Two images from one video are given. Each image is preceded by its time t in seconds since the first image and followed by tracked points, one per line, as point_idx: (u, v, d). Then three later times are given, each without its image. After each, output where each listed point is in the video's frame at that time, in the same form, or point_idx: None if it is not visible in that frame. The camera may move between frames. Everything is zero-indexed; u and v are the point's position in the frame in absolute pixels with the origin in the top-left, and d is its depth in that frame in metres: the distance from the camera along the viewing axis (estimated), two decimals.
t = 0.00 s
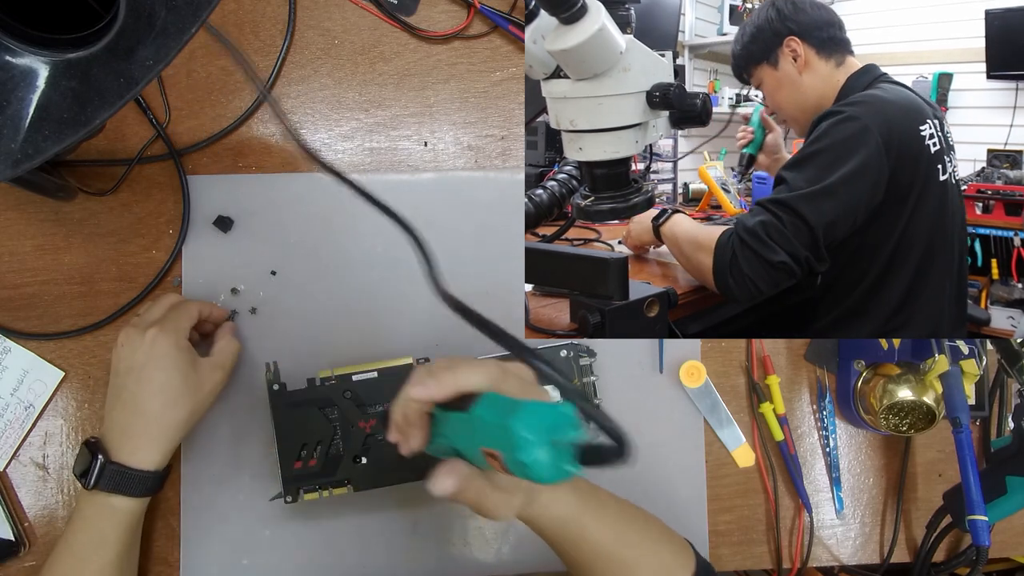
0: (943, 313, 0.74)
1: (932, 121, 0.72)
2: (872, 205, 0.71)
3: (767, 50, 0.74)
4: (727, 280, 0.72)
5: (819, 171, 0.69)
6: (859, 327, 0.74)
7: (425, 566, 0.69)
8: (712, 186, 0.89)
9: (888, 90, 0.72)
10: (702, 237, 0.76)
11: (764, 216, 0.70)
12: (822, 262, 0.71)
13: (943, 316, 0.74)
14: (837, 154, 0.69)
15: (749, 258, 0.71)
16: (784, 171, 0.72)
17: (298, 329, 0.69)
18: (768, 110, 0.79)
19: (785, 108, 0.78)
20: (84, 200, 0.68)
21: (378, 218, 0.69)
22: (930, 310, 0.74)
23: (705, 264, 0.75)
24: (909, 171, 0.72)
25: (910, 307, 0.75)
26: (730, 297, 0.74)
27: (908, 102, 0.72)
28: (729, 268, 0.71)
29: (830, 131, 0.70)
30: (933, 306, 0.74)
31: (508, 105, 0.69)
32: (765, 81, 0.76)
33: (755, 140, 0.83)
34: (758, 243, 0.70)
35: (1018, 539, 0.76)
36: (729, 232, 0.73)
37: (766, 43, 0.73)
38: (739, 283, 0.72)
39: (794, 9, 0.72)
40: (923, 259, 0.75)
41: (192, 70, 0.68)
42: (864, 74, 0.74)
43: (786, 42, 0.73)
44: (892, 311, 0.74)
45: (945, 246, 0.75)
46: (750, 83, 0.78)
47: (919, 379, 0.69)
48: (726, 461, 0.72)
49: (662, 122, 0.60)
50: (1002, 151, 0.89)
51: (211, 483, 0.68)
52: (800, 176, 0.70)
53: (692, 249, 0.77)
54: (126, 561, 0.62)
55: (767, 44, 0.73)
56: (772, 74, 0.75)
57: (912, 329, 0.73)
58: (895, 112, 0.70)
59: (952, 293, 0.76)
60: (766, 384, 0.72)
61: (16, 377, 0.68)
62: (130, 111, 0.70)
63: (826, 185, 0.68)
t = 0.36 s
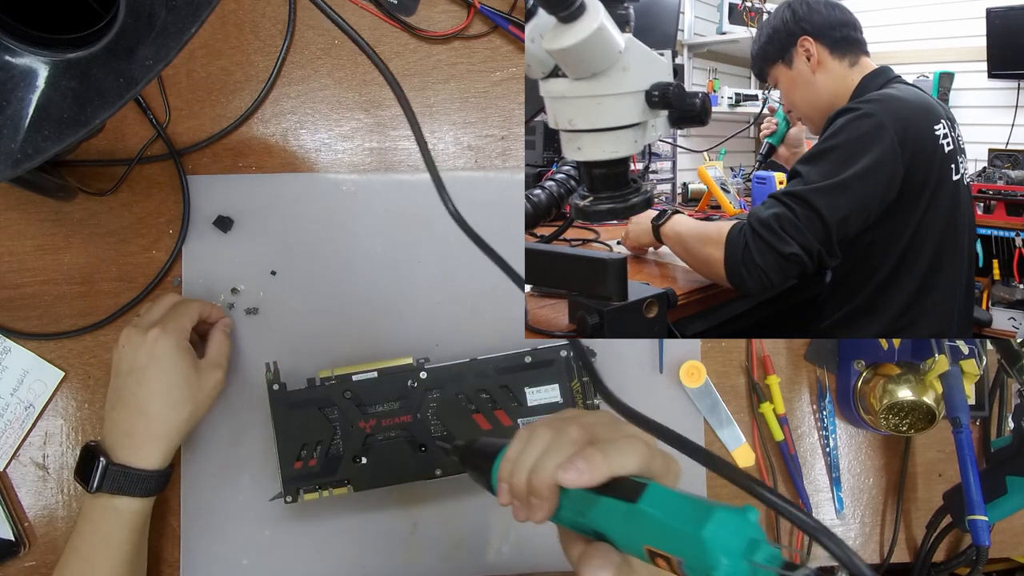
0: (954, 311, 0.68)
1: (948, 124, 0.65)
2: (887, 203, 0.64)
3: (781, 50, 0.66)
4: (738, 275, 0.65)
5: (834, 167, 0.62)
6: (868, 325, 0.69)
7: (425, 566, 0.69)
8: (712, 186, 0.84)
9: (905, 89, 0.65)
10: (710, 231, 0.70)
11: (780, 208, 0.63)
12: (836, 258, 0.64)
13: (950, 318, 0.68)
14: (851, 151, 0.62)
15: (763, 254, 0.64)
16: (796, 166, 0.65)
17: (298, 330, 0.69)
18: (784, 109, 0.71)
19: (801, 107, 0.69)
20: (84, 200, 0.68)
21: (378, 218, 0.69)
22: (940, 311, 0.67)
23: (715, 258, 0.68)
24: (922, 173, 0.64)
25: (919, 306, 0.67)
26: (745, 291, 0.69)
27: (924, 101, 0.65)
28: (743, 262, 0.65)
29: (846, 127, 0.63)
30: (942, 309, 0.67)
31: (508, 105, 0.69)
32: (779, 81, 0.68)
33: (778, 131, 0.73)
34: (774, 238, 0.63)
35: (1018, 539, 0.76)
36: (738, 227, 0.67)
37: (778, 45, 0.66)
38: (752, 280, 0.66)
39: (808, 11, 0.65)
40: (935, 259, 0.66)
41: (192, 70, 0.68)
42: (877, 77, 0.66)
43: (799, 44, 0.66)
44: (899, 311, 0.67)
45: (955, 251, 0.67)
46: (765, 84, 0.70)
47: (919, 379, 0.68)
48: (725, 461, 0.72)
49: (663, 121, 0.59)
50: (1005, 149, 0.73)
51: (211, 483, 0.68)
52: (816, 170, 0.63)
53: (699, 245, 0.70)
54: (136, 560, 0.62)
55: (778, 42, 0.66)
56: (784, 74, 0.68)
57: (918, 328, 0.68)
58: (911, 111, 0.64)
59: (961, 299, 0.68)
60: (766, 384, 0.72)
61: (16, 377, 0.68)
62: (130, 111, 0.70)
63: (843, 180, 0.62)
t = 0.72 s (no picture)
0: (951, 312, 0.65)
1: (949, 122, 0.64)
2: (887, 200, 0.62)
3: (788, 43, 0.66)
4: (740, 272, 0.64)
5: (834, 163, 0.62)
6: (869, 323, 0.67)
7: (425, 566, 0.69)
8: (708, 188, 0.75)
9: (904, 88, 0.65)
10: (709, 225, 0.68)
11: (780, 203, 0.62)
12: (836, 254, 0.63)
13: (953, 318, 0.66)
14: (849, 148, 0.62)
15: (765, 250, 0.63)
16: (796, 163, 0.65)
17: (298, 330, 0.69)
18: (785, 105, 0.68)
19: (802, 103, 0.67)
20: (84, 200, 0.68)
21: (377, 218, 0.69)
22: (940, 309, 0.65)
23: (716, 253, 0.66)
24: (924, 170, 0.63)
25: (919, 305, 0.65)
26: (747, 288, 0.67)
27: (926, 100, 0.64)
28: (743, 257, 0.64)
29: (844, 125, 0.63)
30: (943, 309, 0.65)
31: (508, 105, 0.69)
32: (784, 73, 0.67)
33: (781, 134, 0.69)
34: (775, 234, 0.62)
35: (1018, 539, 0.76)
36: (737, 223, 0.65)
37: (788, 38, 0.65)
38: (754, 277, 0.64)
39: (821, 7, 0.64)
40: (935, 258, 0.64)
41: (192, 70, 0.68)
42: (878, 77, 0.65)
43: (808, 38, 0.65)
44: (897, 309, 0.65)
45: (955, 250, 0.64)
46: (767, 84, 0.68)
47: (919, 379, 0.69)
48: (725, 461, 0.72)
49: (662, 121, 0.59)
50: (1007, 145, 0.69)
51: (211, 483, 0.68)
52: (817, 165, 0.62)
53: (701, 239, 0.68)
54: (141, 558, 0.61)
55: (788, 34, 0.66)
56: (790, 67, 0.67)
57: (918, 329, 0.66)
58: (912, 109, 0.63)
59: (965, 298, 0.66)
60: (766, 384, 0.73)
61: (16, 377, 0.68)
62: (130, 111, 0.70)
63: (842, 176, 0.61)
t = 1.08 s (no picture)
0: (950, 313, 0.65)
1: (946, 120, 0.64)
2: (887, 201, 0.62)
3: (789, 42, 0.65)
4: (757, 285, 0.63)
5: (835, 166, 0.62)
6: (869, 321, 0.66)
7: (426, 566, 0.69)
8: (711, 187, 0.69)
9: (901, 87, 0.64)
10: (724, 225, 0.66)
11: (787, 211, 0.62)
12: (844, 259, 0.62)
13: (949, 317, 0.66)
14: (848, 149, 0.62)
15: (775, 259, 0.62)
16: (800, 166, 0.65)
17: (298, 330, 0.69)
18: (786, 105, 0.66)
19: (803, 103, 0.66)
20: (84, 200, 0.68)
21: (377, 218, 0.69)
22: (937, 307, 0.65)
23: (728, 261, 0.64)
24: (922, 169, 0.63)
25: (916, 304, 0.65)
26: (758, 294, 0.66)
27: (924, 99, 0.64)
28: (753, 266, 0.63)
29: (842, 128, 0.63)
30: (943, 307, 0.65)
31: (508, 105, 0.69)
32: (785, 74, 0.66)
33: (781, 132, 0.66)
34: (785, 243, 0.62)
35: (1018, 539, 0.76)
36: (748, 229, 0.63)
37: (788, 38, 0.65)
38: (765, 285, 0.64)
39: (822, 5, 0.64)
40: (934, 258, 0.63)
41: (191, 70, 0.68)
42: (877, 76, 0.64)
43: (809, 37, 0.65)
44: (897, 307, 0.65)
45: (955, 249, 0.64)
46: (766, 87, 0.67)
47: (919, 379, 0.69)
48: (726, 461, 0.72)
49: (663, 121, 0.59)
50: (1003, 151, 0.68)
51: (211, 483, 0.68)
52: (818, 169, 0.62)
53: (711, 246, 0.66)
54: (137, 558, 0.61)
55: (788, 35, 0.65)
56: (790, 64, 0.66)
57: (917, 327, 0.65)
58: (907, 107, 0.63)
59: (961, 297, 0.66)
60: (766, 384, 0.73)
61: (16, 377, 0.68)
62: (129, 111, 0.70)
63: (845, 180, 0.61)
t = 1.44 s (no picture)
0: (952, 307, 0.72)
1: (946, 121, 0.71)
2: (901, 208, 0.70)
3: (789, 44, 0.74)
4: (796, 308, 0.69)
5: (855, 184, 0.68)
6: (871, 322, 0.73)
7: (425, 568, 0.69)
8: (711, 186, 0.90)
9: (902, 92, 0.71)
10: (778, 250, 0.75)
11: (820, 238, 0.68)
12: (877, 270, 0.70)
13: (953, 305, 0.73)
14: (866, 163, 0.68)
15: (814, 283, 0.68)
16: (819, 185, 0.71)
17: (299, 329, 0.68)
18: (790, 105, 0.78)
19: (803, 103, 0.79)
20: (85, 200, 0.68)
21: (376, 218, 0.69)
22: (940, 303, 0.71)
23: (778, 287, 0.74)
24: (928, 171, 0.71)
25: (918, 300, 0.72)
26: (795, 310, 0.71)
27: (925, 100, 0.71)
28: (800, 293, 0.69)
29: (857, 141, 0.69)
30: (948, 297, 0.72)
31: (508, 105, 0.69)
32: (787, 76, 0.76)
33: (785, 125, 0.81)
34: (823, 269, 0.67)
35: (1018, 539, 0.76)
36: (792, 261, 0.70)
37: (789, 41, 0.73)
38: (804, 308, 0.70)
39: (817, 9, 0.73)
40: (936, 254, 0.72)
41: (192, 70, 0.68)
42: (880, 75, 0.73)
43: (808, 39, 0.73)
44: (900, 309, 0.72)
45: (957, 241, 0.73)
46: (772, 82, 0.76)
47: (919, 379, 0.69)
48: (725, 461, 0.71)
49: (663, 121, 0.59)
50: (1004, 152, 0.80)
51: (211, 485, 0.67)
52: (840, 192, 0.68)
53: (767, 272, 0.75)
54: None
55: (789, 39, 0.73)
56: (792, 67, 0.75)
57: (918, 328, 0.71)
58: (912, 111, 0.69)
59: (960, 288, 0.73)
60: (766, 383, 0.72)
61: (16, 377, 0.69)
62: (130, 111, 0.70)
63: (867, 198, 0.67)
